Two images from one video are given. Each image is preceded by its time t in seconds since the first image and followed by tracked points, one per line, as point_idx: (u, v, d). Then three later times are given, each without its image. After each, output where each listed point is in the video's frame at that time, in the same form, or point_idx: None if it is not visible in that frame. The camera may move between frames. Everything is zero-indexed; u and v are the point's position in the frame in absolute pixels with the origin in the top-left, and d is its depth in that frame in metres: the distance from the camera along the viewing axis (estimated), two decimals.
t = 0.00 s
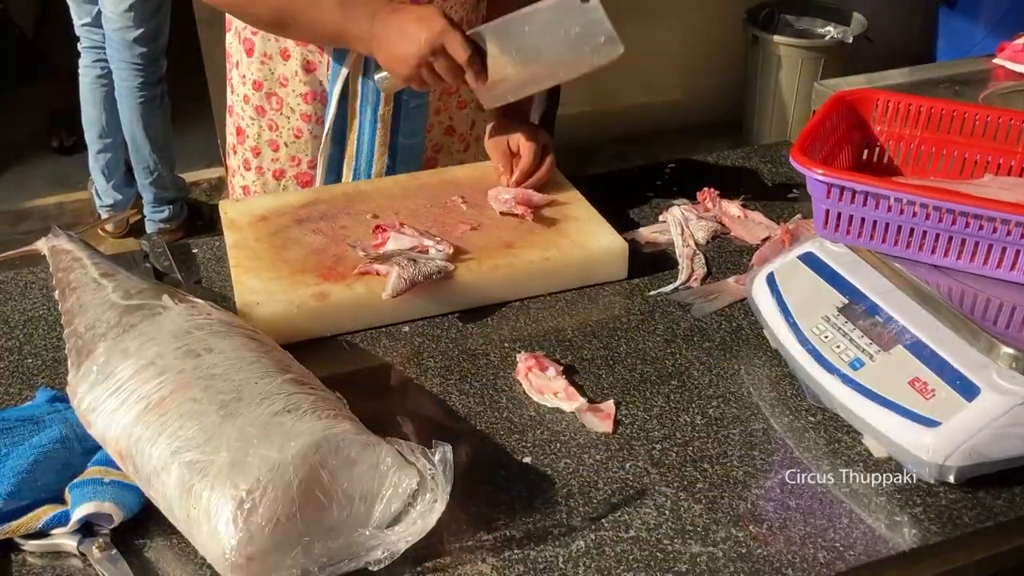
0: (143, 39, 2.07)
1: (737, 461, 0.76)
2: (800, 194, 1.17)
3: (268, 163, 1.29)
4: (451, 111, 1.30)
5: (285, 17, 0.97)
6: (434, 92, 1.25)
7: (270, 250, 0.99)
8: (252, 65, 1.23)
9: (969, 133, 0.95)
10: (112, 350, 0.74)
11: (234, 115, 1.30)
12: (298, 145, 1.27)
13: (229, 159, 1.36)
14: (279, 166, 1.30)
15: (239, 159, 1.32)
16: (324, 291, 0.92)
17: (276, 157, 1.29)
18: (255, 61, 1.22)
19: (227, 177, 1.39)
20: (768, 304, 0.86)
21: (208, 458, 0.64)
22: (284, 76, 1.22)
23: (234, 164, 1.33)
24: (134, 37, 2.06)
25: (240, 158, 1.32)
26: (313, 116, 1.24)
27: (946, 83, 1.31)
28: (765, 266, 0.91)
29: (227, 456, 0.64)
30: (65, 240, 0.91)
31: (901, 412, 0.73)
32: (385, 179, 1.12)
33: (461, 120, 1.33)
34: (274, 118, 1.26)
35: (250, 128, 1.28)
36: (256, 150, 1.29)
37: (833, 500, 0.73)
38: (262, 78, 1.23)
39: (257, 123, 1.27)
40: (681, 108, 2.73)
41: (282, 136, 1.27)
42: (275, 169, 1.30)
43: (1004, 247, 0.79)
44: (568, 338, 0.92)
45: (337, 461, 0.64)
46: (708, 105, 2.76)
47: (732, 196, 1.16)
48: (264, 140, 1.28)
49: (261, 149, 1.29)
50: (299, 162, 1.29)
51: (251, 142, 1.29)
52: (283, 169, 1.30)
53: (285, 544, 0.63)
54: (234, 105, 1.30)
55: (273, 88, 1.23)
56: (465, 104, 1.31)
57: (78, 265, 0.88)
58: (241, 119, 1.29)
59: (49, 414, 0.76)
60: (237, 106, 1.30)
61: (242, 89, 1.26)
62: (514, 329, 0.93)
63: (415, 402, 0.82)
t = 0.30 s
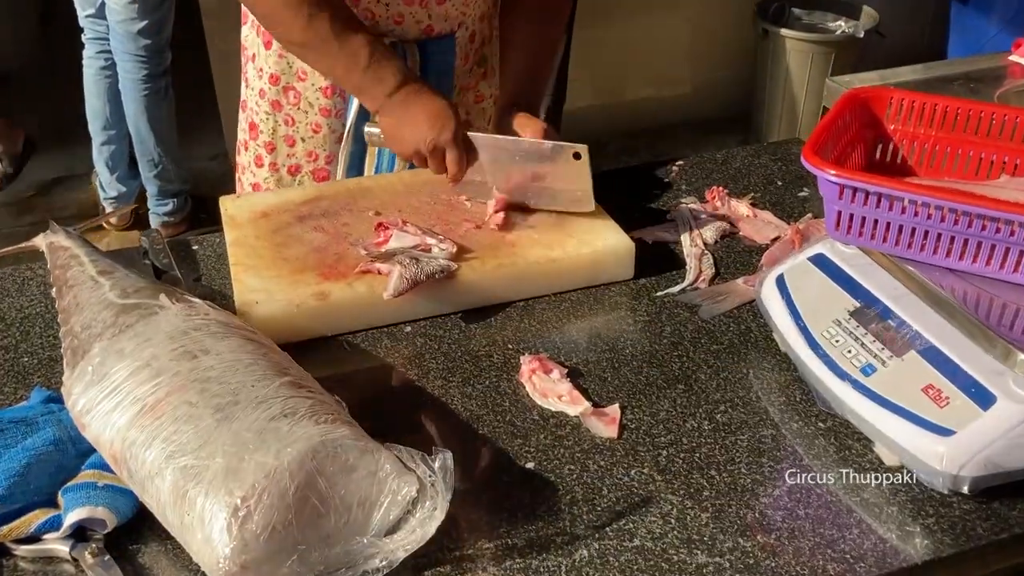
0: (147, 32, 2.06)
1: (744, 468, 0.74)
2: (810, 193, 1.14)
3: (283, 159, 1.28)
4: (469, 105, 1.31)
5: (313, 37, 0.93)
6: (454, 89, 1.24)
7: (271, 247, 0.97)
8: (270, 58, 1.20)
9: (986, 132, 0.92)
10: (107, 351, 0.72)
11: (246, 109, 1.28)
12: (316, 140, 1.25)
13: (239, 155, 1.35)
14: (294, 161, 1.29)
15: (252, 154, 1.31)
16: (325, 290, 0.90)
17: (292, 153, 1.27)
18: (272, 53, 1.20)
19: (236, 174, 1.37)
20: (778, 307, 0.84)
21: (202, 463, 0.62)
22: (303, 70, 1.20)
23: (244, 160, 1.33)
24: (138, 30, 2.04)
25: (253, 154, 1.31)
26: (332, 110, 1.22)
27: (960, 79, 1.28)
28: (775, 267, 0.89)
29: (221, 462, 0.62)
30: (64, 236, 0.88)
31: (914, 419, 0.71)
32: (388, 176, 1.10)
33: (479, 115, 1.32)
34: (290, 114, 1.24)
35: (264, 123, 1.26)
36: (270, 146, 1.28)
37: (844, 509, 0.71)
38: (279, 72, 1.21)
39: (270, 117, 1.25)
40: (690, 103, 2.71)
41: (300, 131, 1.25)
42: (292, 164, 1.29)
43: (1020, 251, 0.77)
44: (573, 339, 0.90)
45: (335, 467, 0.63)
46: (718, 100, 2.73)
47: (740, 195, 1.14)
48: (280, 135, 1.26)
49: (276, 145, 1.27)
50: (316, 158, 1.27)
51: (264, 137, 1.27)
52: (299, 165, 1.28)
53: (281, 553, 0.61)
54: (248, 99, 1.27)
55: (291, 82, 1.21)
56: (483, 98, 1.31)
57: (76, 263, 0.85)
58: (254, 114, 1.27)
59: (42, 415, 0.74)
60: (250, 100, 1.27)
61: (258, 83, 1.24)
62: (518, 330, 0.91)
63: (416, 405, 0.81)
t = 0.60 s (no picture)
0: (151, 25, 2.05)
1: (749, 472, 0.73)
2: (817, 192, 1.13)
3: (280, 154, 1.26)
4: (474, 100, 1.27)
5: (331, 20, 0.93)
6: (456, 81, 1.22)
7: (272, 244, 0.96)
8: (270, 50, 1.19)
9: (996, 131, 0.91)
10: (105, 350, 0.72)
11: (244, 103, 1.27)
12: (312, 133, 1.24)
13: (233, 150, 1.33)
14: (292, 156, 1.27)
15: (249, 149, 1.29)
16: (325, 288, 0.89)
17: (288, 147, 1.26)
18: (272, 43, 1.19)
19: (230, 173, 1.36)
20: (784, 308, 0.83)
21: (200, 465, 0.61)
22: (302, 60, 1.19)
23: (240, 156, 1.31)
24: (141, 23, 2.04)
25: (250, 149, 1.29)
26: (332, 102, 1.21)
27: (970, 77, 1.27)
28: (782, 267, 0.88)
29: (219, 464, 0.61)
30: (63, 232, 0.87)
31: (922, 425, 0.70)
32: (391, 172, 1.09)
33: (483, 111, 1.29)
34: (288, 106, 1.23)
35: (262, 116, 1.25)
36: (267, 140, 1.26)
37: (849, 515, 0.70)
38: (278, 64, 1.20)
39: (268, 110, 1.24)
40: (695, 99, 2.69)
41: (297, 125, 1.24)
42: (288, 159, 1.27)
43: None
44: (576, 339, 0.89)
45: (333, 471, 0.62)
46: (724, 95, 2.71)
47: (747, 193, 1.13)
48: (277, 129, 1.25)
49: (274, 138, 1.26)
50: (315, 151, 1.26)
51: (263, 131, 1.26)
52: (296, 159, 1.27)
53: (278, 557, 0.60)
54: (247, 93, 1.27)
55: (289, 75, 1.20)
56: (486, 93, 1.28)
57: (75, 259, 0.84)
58: (254, 108, 1.26)
59: (39, 414, 0.73)
60: (249, 94, 1.27)
61: (259, 75, 1.23)
62: (520, 330, 0.90)
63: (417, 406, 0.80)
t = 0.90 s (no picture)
0: (154, 21, 2.04)
1: (752, 472, 0.73)
2: (822, 189, 1.12)
3: (271, 151, 1.26)
4: (468, 93, 1.26)
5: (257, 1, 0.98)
6: (441, 69, 1.20)
7: (274, 240, 0.96)
8: (259, 47, 1.19)
9: (1003, 130, 0.90)
10: (105, 347, 0.71)
11: (238, 101, 1.27)
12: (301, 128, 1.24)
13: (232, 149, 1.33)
14: (283, 152, 1.26)
15: (244, 147, 1.29)
16: (327, 285, 0.89)
17: (277, 143, 1.25)
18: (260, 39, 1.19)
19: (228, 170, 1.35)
20: (789, 306, 0.83)
21: (199, 464, 0.61)
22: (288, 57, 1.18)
23: (236, 154, 1.31)
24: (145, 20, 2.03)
25: (244, 147, 1.29)
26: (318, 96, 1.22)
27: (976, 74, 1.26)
28: (786, 265, 0.87)
29: (219, 463, 0.61)
30: (64, 228, 0.86)
31: (926, 425, 0.69)
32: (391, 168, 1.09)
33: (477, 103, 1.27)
34: (277, 103, 1.22)
35: (255, 113, 1.25)
36: (260, 138, 1.25)
37: (853, 516, 0.69)
38: (266, 60, 1.19)
39: (260, 107, 1.23)
40: (699, 95, 2.68)
41: (287, 120, 1.23)
42: (279, 156, 1.26)
43: None
44: (578, 337, 0.88)
45: (334, 470, 0.62)
46: (727, 92, 2.70)
47: (751, 190, 1.12)
48: (268, 126, 1.24)
49: (265, 135, 1.25)
50: (306, 146, 1.26)
51: (255, 128, 1.25)
52: (288, 155, 1.26)
53: (278, 557, 0.60)
54: (240, 90, 1.26)
55: (276, 71, 1.20)
56: (481, 85, 1.27)
57: (76, 255, 0.83)
58: (247, 105, 1.26)
59: (40, 411, 0.73)
60: (242, 92, 1.26)
61: (250, 72, 1.23)
62: (523, 328, 0.90)
63: (419, 403, 0.79)
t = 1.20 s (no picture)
0: (157, 19, 2.04)
1: (756, 471, 0.73)
2: (826, 187, 1.12)
3: (273, 149, 1.26)
4: (468, 88, 1.27)
5: None
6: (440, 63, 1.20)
7: (279, 238, 0.96)
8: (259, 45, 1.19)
9: (1007, 129, 0.90)
10: (112, 344, 0.71)
11: (239, 100, 1.27)
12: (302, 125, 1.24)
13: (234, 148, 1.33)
14: (284, 151, 1.26)
15: (246, 147, 1.29)
16: (332, 283, 0.89)
17: (278, 141, 1.25)
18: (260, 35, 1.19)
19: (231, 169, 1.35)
20: (793, 305, 0.83)
21: (206, 462, 0.61)
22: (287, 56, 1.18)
23: (238, 153, 1.31)
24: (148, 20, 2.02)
25: (246, 146, 1.29)
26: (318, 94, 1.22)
27: (980, 72, 1.26)
28: (791, 264, 0.87)
29: (226, 461, 0.61)
30: (69, 225, 0.86)
31: (930, 424, 0.69)
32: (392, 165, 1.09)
33: (476, 98, 1.28)
34: (277, 101, 1.22)
35: (256, 112, 1.25)
36: (262, 136, 1.26)
37: (858, 515, 0.69)
38: (266, 59, 1.19)
39: (261, 106, 1.24)
40: (701, 93, 2.68)
41: (287, 118, 1.23)
42: (281, 154, 1.26)
43: None
44: (583, 335, 0.88)
45: (340, 467, 0.62)
46: (730, 90, 2.70)
47: (755, 189, 1.12)
48: (269, 124, 1.24)
49: (266, 134, 1.25)
50: (306, 144, 1.26)
51: (257, 127, 1.26)
52: (290, 154, 1.26)
53: (285, 554, 0.60)
54: (242, 90, 1.26)
55: (275, 70, 1.20)
56: (481, 79, 1.27)
57: (82, 252, 0.83)
58: (248, 104, 1.26)
59: (47, 408, 0.73)
60: (243, 91, 1.26)
61: (250, 71, 1.23)
62: (528, 326, 0.90)
63: (424, 401, 0.80)
